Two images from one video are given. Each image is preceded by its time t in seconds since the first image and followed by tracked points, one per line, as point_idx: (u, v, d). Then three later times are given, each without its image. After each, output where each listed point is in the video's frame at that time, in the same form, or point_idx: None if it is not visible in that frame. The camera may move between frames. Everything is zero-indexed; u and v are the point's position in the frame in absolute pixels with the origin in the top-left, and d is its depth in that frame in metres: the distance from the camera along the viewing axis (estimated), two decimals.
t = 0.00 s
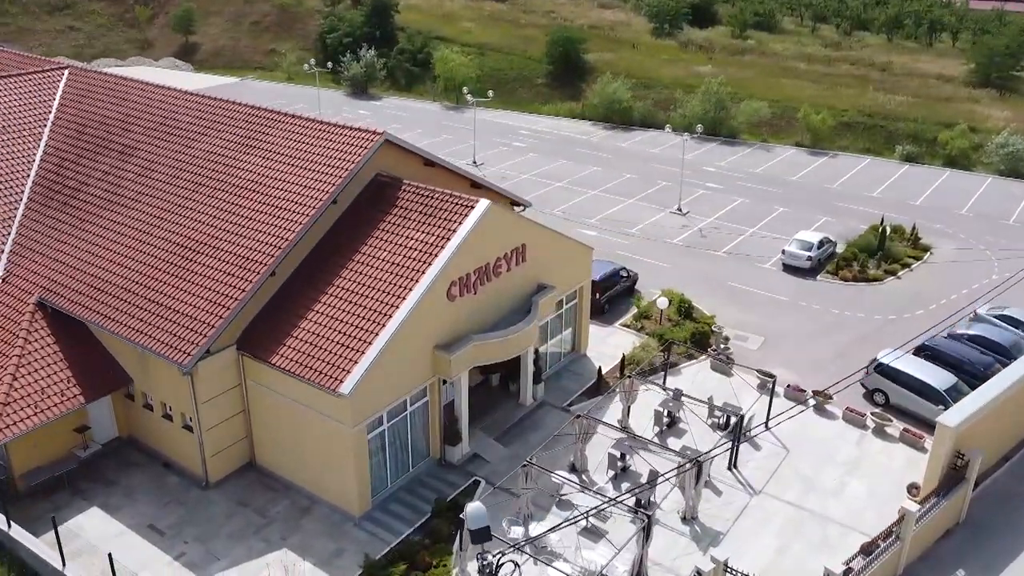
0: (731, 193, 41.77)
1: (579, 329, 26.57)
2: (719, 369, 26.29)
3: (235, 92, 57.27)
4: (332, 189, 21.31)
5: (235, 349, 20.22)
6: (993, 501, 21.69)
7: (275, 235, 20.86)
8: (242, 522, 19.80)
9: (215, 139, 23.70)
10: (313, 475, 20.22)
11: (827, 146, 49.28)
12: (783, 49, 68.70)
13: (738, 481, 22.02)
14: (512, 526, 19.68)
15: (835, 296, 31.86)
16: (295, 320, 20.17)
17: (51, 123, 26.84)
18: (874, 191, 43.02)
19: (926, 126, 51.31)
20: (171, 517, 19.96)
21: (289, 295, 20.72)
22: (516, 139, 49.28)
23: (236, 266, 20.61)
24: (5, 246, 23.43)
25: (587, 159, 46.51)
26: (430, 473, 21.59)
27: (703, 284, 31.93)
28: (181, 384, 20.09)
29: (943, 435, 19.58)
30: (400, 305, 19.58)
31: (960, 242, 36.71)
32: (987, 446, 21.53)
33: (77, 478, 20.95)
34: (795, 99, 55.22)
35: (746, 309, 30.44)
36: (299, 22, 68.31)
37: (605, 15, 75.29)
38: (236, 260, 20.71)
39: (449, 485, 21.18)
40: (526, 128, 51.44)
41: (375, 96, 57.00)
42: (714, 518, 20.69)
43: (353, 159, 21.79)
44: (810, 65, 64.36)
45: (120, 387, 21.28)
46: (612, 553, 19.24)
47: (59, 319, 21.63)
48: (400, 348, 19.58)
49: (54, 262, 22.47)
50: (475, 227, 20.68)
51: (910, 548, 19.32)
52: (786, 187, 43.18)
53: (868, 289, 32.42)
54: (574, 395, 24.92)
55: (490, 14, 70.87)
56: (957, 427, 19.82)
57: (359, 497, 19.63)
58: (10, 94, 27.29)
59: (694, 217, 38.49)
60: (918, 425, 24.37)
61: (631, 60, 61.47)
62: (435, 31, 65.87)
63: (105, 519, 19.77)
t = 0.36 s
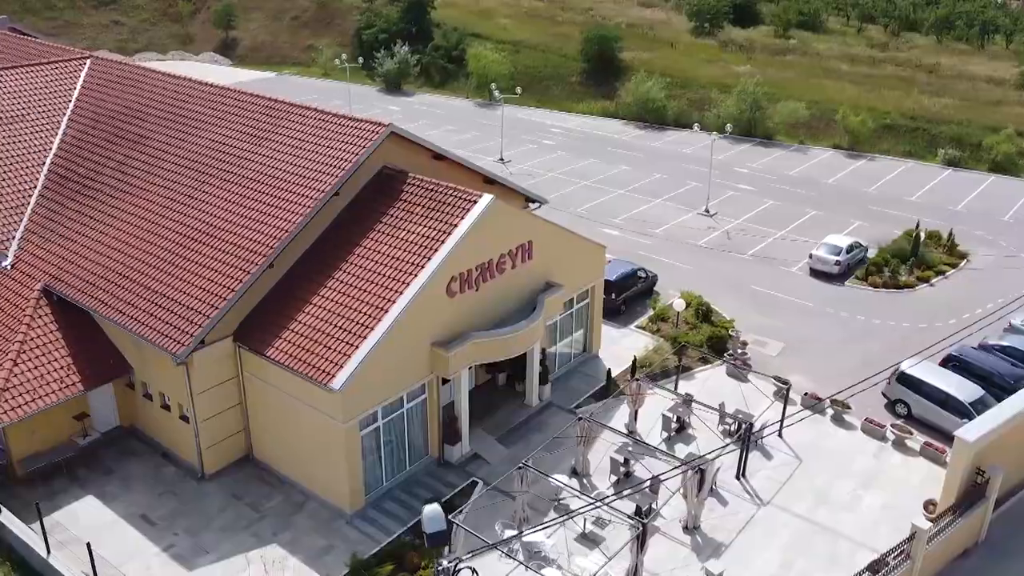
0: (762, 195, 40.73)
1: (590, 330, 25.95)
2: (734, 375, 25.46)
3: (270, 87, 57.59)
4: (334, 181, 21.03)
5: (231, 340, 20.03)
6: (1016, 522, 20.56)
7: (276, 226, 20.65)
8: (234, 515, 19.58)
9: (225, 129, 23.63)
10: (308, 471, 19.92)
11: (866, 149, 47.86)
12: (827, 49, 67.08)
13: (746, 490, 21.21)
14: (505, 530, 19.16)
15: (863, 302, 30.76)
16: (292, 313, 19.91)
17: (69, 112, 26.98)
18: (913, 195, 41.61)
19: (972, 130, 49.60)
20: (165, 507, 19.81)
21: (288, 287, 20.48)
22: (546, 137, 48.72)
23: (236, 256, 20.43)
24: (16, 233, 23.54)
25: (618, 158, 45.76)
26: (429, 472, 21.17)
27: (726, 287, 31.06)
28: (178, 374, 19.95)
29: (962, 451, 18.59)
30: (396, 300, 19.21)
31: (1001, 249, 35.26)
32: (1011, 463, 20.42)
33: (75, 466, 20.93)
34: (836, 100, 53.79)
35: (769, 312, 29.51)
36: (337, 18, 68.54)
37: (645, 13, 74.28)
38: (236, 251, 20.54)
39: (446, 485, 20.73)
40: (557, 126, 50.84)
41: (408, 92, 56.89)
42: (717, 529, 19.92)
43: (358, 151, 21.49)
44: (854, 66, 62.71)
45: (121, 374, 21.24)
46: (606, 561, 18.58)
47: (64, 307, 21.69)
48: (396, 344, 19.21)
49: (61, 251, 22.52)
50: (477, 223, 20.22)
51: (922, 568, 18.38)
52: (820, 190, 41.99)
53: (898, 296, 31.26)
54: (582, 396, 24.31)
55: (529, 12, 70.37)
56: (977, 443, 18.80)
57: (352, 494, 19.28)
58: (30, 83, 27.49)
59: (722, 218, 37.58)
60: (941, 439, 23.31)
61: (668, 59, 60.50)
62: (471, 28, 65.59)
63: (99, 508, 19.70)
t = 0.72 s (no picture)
0: (801, 198, 39.55)
1: (606, 332, 25.29)
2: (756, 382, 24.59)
3: (312, 82, 57.95)
4: (343, 172, 20.76)
5: (234, 331, 19.88)
6: None
7: (283, 218, 20.45)
8: (232, 507, 19.43)
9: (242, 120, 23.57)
10: (307, 465, 19.67)
11: (914, 153, 46.24)
12: (879, 51, 65.18)
13: (759, 502, 20.38)
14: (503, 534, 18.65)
15: (898, 311, 29.55)
16: (295, 305, 19.70)
17: (96, 100, 27.17)
18: (960, 201, 40.02)
19: None
20: (164, 496, 19.74)
21: (294, 279, 20.27)
22: (583, 135, 48.05)
23: (242, 246, 20.29)
24: (36, 219, 23.74)
25: (654, 158, 44.92)
26: (431, 471, 20.77)
27: (755, 291, 30.11)
28: (181, 363, 19.88)
29: (986, 470, 17.58)
30: (398, 294, 18.84)
31: None
32: None
33: (81, 451, 20.99)
34: (885, 103, 52.15)
35: (798, 319, 28.50)
36: (382, 13, 68.76)
37: (693, 12, 73.10)
38: (243, 241, 20.40)
39: (447, 485, 20.31)
40: (595, 124, 50.14)
41: (448, 89, 56.74)
42: (725, 541, 19.13)
43: (369, 143, 21.19)
44: (907, 68, 60.81)
45: (129, 362, 21.25)
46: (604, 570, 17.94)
47: (76, 293, 21.81)
48: (396, 339, 18.85)
49: (77, 237, 22.64)
50: (485, 218, 19.75)
51: None
52: (863, 194, 40.64)
53: (936, 305, 29.96)
54: (594, 399, 23.67)
55: (574, 10, 69.75)
56: (1003, 462, 17.77)
57: (349, 491, 18.97)
58: (60, 70, 27.72)
59: (757, 221, 36.56)
60: (972, 456, 22.14)
61: (713, 59, 59.36)
62: (514, 25, 65.22)
63: (100, 494, 19.70)
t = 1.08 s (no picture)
0: (848, 203, 38.18)
1: (630, 334, 24.59)
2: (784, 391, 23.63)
3: (360, 77, 58.20)
4: (359, 163, 20.50)
5: (244, 320, 19.79)
6: None
7: (297, 208, 20.29)
8: (236, 497, 19.32)
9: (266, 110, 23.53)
10: (312, 458, 19.46)
11: (973, 159, 44.35)
12: (943, 53, 62.84)
13: (777, 517, 19.51)
14: (504, 537, 18.16)
15: (942, 322, 28.19)
16: (304, 295, 19.51)
17: (131, 89, 27.46)
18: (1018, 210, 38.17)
19: None
20: (171, 483, 19.73)
21: (305, 270, 20.09)
22: (627, 135, 47.24)
23: (255, 235, 20.18)
24: (63, 203, 24.03)
25: (699, 159, 43.90)
26: (439, 469, 20.39)
27: (791, 298, 29.05)
28: (190, 350, 19.85)
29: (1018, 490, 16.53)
30: (405, 288, 18.51)
31: None
32: None
33: (95, 435, 21.13)
34: (945, 106, 50.20)
35: (834, 327, 27.39)
36: (434, 10, 68.81)
37: (750, 12, 71.55)
38: (256, 230, 20.29)
39: (452, 485, 19.90)
40: (640, 124, 49.29)
41: (495, 86, 56.43)
42: (736, 555, 18.32)
43: (386, 134, 20.90)
44: (972, 70, 58.46)
45: (143, 348, 21.32)
46: None
47: (96, 278, 21.98)
48: (402, 333, 18.51)
49: (100, 223, 22.83)
50: (498, 213, 19.29)
51: None
52: (915, 200, 39.05)
53: (984, 318, 28.51)
54: (613, 403, 23.02)
55: (627, 8, 68.83)
56: None
57: (351, 486, 18.71)
58: (97, 58, 28.05)
59: (799, 226, 35.38)
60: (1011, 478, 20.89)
61: (767, 59, 57.92)
62: (565, 23, 64.65)
63: (108, 478, 19.78)
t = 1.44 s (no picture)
0: (902, 210, 36.68)
1: (656, 338, 23.87)
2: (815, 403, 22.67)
3: (413, 72, 58.40)
4: (378, 154, 20.25)
5: (257, 309, 19.71)
6: None
7: (314, 198, 20.15)
8: (243, 486, 19.27)
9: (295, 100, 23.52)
10: (320, 451, 19.30)
11: None
12: (1017, 56, 60.16)
13: (797, 532, 18.64)
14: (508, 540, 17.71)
15: (993, 337, 26.74)
16: (317, 286, 19.36)
17: (171, 78, 27.79)
18: None
19: None
20: (182, 468, 19.79)
21: (321, 260, 19.94)
22: (676, 135, 46.32)
23: (272, 224, 20.11)
24: (97, 189, 24.38)
25: (748, 161, 42.76)
26: (449, 467, 20.03)
27: (832, 306, 27.95)
28: (204, 337, 19.87)
29: None
30: (415, 281, 18.18)
31: None
32: None
33: (112, 417, 21.33)
34: (1015, 111, 48.00)
35: (875, 337, 26.21)
36: (491, 7, 68.70)
37: (813, 12, 69.69)
38: (274, 220, 20.21)
39: (461, 484, 19.51)
40: (690, 124, 48.31)
41: (546, 84, 56.01)
42: (749, 570, 17.52)
43: (407, 126, 20.60)
44: None
45: (163, 333, 21.45)
46: None
47: (122, 263, 22.22)
48: (411, 328, 18.18)
49: (128, 209, 23.07)
50: (515, 208, 18.80)
51: None
52: (974, 209, 37.31)
53: None
54: (634, 407, 22.36)
55: (686, 7, 67.68)
56: None
57: (356, 480, 18.48)
58: (140, 48, 28.47)
59: (848, 232, 34.10)
60: None
61: (827, 60, 56.25)
62: (621, 21, 63.86)
63: (121, 461, 19.93)
